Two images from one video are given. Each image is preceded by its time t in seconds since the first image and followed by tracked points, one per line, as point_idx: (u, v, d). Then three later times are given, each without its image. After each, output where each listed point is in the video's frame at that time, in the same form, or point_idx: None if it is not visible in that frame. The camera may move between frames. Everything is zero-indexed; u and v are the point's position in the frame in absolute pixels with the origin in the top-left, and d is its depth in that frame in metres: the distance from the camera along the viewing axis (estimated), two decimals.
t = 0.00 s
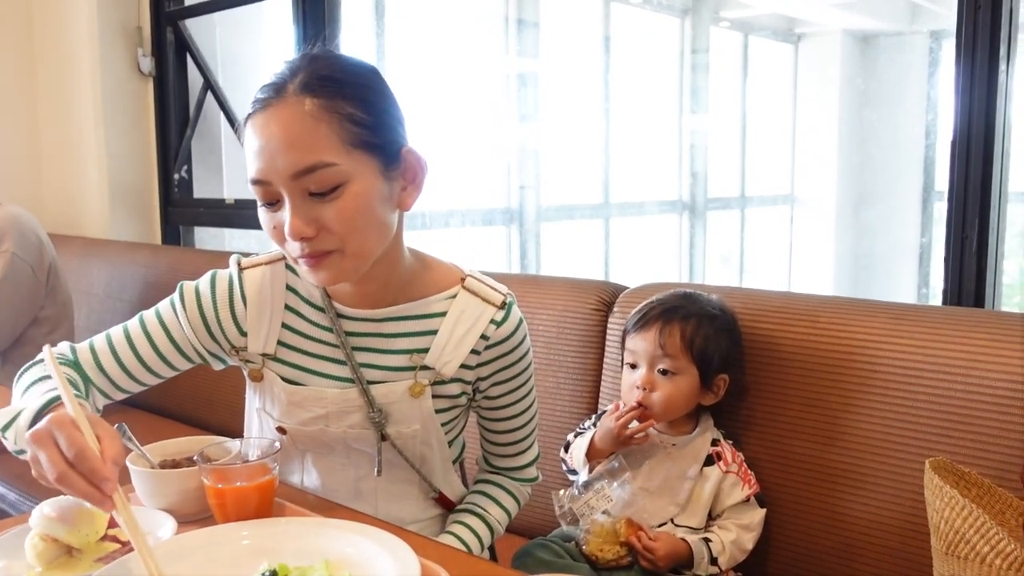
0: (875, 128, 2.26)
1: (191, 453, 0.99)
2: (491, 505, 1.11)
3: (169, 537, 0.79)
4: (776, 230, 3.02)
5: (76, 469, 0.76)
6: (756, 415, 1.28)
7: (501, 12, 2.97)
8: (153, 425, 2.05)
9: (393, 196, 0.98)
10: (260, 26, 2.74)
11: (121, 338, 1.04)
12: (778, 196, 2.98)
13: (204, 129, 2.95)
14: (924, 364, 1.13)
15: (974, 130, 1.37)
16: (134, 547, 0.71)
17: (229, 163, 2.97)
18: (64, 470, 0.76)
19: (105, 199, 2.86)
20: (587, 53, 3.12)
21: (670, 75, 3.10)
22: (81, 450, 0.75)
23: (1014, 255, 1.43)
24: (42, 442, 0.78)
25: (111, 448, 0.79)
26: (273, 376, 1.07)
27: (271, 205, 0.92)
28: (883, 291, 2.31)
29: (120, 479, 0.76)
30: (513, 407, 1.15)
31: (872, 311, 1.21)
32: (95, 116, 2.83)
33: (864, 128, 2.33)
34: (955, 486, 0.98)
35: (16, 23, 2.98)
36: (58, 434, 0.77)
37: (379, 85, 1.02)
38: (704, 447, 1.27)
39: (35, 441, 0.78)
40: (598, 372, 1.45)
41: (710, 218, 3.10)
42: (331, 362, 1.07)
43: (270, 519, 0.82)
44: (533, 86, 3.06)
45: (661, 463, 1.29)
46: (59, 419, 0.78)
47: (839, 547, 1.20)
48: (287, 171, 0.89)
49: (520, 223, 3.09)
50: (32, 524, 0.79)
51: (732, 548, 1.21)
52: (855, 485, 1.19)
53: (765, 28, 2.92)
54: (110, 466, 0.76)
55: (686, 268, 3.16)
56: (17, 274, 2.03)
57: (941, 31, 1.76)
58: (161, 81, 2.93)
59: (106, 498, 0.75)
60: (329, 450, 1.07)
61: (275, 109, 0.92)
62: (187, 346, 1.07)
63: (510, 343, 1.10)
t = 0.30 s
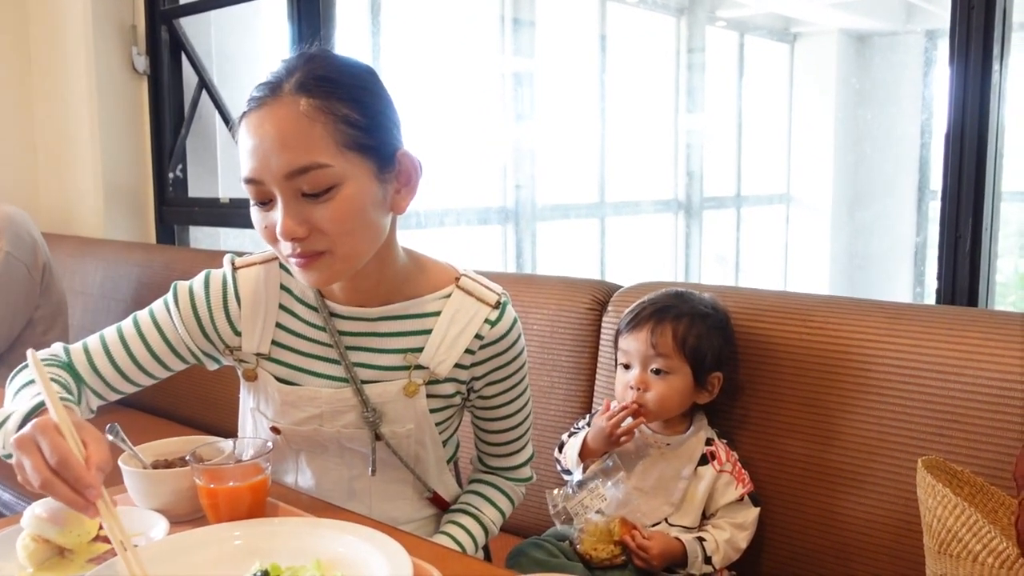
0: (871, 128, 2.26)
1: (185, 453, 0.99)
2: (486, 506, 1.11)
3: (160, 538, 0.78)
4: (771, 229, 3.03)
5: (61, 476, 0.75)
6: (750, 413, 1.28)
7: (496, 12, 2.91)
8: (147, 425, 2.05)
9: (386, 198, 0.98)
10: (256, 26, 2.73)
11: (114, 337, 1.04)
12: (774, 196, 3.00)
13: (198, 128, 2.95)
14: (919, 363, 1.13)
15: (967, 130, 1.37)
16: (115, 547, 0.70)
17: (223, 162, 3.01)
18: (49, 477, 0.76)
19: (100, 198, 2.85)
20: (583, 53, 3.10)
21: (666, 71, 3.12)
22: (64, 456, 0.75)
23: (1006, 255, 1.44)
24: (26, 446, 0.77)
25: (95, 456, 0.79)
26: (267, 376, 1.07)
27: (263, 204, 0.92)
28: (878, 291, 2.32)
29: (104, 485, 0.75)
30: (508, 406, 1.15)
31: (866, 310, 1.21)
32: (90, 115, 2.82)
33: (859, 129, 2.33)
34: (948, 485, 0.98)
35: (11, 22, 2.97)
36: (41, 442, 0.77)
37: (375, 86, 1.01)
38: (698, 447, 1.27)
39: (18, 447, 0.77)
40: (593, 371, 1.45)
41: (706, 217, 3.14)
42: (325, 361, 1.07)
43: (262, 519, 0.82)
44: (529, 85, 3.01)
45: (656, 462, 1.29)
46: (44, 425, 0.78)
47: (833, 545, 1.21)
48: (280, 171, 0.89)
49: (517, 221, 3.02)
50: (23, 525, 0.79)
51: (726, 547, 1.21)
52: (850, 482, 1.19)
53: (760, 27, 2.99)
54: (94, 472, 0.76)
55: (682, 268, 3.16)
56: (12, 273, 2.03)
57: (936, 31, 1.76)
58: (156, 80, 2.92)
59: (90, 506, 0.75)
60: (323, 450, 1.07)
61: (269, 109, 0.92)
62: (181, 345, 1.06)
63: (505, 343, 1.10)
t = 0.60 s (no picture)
0: (865, 128, 2.26)
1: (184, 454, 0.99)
2: (483, 507, 1.11)
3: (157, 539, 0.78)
4: (765, 230, 2.97)
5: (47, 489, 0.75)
6: (746, 413, 1.28)
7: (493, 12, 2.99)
8: (143, 426, 2.04)
9: (385, 201, 0.98)
10: (251, 25, 2.73)
11: (112, 339, 1.04)
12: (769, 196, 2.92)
13: (194, 128, 2.94)
14: (915, 364, 1.14)
15: (962, 132, 1.38)
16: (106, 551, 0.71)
17: (218, 162, 2.94)
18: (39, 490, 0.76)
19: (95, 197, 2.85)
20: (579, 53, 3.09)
21: (661, 73, 3.09)
22: (47, 470, 0.75)
23: (1001, 256, 1.44)
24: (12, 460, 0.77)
25: (80, 467, 0.78)
26: (264, 378, 1.07)
27: (262, 205, 0.92)
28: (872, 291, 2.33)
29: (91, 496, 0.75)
30: (506, 407, 1.15)
31: (861, 311, 1.22)
32: (86, 115, 2.82)
33: (854, 130, 2.33)
34: (942, 485, 0.99)
35: (7, 22, 2.96)
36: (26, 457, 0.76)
37: (375, 89, 1.02)
38: (694, 448, 1.27)
39: (5, 460, 0.77)
40: (589, 372, 1.45)
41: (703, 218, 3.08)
42: (323, 363, 1.07)
43: (260, 520, 0.82)
44: (525, 85, 3.04)
45: (653, 463, 1.29)
46: (28, 438, 0.77)
47: (829, 546, 1.21)
48: (281, 173, 0.89)
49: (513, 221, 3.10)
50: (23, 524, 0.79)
51: (722, 547, 1.22)
52: (845, 483, 1.19)
53: (756, 29, 2.90)
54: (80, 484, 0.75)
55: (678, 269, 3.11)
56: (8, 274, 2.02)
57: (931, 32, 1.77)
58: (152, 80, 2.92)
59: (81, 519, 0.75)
60: (322, 452, 1.07)
61: (270, 110, 0.92)
62: (179, 347, 1.06)
63: (502, 344, 1.10)
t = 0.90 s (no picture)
0: (859, 130, 2.26)
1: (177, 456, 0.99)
2: (479, 509, 1.11)
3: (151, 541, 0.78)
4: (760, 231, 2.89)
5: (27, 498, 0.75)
6: (741, 414, 1.28)
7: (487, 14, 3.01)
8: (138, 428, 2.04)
9: (382, 201, 0.98)
10: (245, 27, 2.72)
11: (105, 341, 1.04)
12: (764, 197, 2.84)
13: (188, 129, 2.94)
14: (910, 365, 1.14)
15: (955, 135, 1.38)
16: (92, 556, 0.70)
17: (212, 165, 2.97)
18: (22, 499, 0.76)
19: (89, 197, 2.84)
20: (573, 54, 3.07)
21: (656, 75, 2.99)
22: (24, 478, 0.74)
23: (994, 259, 1.45)
24: None
25: (59, 473, 0.78)
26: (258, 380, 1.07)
27: (258, 204, 0.92)
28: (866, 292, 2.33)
29: (71, 500, 0.74)
30: (500, 409, 1.15)
31: (857, 312, 1.22)
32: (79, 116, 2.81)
33: (848, 131, 2.33)
34: (937, 486, 0.99)
35: None
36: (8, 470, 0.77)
37: (370, 88, 1.01)
38: (689, 449, 1.27)
39: None
40: (584, 373, 1.45)
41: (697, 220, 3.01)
42: (317, 364, 1.07)
43: (254, 521, 0.82)
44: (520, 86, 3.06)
45: (648, 464, 1.29)
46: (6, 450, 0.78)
47: (824, 547, 1.21)
48: (276, 173, 0.89)
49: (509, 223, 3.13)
50: (14, 528, 0.78)
51: (717, 549, 1.22)
52: (839, 483, 1.19)
53: (750, 31, 2.80)
54: (59, 489, 0.75)
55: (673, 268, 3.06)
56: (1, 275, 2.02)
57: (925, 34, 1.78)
58: (146, 81, 2.91)
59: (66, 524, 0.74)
60: (316, 454, 1.07)
61: (266, 110, 0.92)
62: (172, 348, 1.06)
63: (497, 345, 1.10)
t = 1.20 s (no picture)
0: (853, 120, 2.27)
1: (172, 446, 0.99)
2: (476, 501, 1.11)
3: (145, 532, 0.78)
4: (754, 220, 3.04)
5: None
6: (738, 404, 1.29)
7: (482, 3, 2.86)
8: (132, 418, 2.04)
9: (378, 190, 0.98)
10: (238, 14, 2.70)
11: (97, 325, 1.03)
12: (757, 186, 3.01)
13: (181, 117, 2.92)
14: (906, 357, 1.14)
15: (951, 124, 1.38)
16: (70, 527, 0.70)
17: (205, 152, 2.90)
18: None
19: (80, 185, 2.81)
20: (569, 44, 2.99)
21: (650, 64, 3.04)
22: None
23: (987, 248, 1.47)
24: None
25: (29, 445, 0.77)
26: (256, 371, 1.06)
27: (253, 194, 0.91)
28: (860, 282, 2.35)
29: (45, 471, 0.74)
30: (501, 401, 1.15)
31: (856, 303, 1.22)
32: (71, 105, 2.79)
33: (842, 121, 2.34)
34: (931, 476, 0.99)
35: None
36: None
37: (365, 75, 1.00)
38: (690, 442, 1.28)
39: None
40: (580, 363, 1.45)
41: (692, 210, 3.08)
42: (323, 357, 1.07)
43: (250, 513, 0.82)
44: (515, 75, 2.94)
45: (648, 456, 1.29)
46: None
47: (818, 536, 1.22)
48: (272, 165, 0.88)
49: (503, 212, 2.98)
50: (8, 519, 0.79)
51: (713, 543, 1.22)
52: (835, 473, 1.20)
53: (745, 19, 2.97)
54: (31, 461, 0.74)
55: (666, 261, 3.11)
56: None
57: (920, 24, 1.78)
58: (139, 69, 2.89)
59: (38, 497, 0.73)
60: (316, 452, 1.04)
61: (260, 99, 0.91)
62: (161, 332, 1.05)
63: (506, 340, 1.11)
